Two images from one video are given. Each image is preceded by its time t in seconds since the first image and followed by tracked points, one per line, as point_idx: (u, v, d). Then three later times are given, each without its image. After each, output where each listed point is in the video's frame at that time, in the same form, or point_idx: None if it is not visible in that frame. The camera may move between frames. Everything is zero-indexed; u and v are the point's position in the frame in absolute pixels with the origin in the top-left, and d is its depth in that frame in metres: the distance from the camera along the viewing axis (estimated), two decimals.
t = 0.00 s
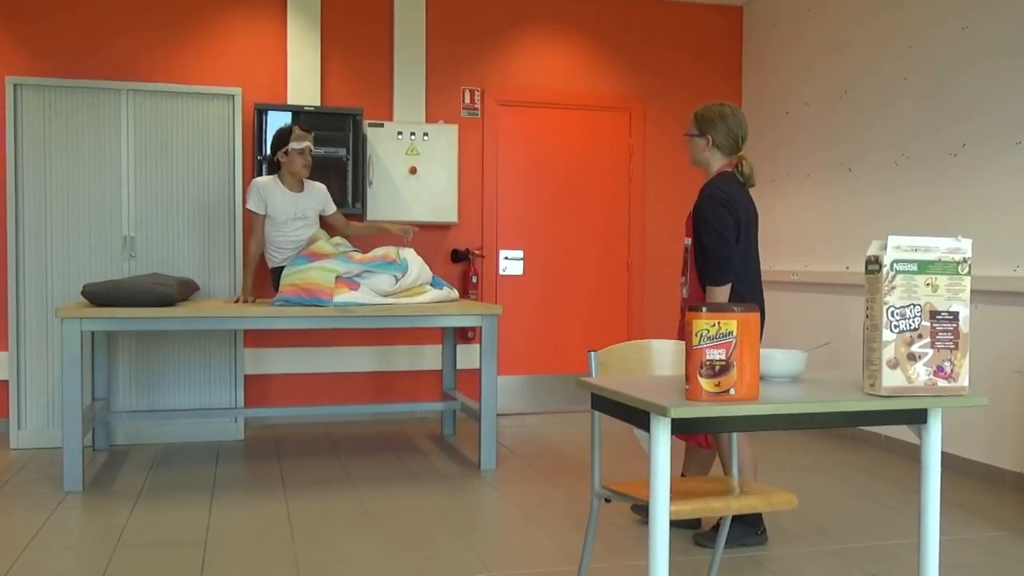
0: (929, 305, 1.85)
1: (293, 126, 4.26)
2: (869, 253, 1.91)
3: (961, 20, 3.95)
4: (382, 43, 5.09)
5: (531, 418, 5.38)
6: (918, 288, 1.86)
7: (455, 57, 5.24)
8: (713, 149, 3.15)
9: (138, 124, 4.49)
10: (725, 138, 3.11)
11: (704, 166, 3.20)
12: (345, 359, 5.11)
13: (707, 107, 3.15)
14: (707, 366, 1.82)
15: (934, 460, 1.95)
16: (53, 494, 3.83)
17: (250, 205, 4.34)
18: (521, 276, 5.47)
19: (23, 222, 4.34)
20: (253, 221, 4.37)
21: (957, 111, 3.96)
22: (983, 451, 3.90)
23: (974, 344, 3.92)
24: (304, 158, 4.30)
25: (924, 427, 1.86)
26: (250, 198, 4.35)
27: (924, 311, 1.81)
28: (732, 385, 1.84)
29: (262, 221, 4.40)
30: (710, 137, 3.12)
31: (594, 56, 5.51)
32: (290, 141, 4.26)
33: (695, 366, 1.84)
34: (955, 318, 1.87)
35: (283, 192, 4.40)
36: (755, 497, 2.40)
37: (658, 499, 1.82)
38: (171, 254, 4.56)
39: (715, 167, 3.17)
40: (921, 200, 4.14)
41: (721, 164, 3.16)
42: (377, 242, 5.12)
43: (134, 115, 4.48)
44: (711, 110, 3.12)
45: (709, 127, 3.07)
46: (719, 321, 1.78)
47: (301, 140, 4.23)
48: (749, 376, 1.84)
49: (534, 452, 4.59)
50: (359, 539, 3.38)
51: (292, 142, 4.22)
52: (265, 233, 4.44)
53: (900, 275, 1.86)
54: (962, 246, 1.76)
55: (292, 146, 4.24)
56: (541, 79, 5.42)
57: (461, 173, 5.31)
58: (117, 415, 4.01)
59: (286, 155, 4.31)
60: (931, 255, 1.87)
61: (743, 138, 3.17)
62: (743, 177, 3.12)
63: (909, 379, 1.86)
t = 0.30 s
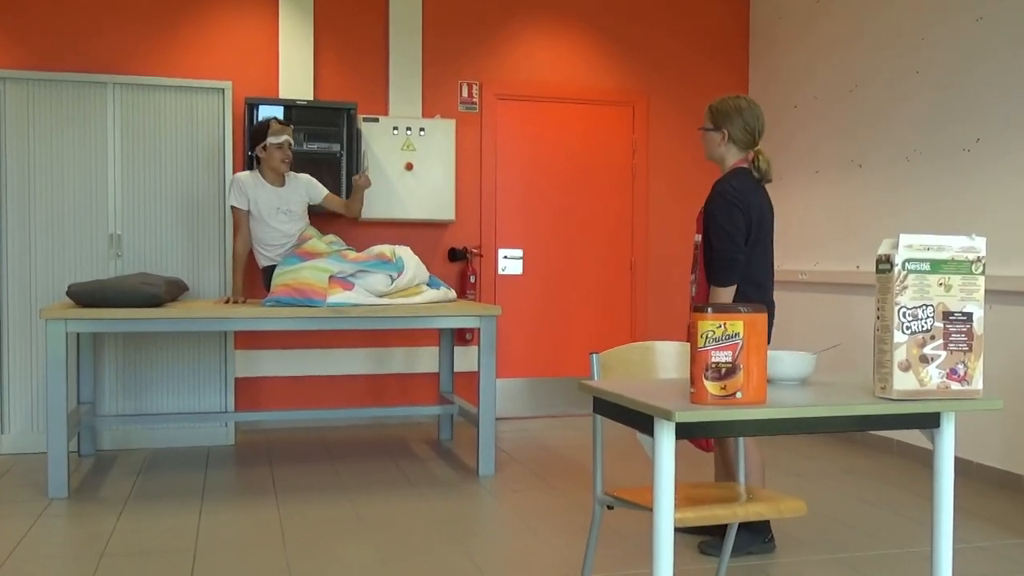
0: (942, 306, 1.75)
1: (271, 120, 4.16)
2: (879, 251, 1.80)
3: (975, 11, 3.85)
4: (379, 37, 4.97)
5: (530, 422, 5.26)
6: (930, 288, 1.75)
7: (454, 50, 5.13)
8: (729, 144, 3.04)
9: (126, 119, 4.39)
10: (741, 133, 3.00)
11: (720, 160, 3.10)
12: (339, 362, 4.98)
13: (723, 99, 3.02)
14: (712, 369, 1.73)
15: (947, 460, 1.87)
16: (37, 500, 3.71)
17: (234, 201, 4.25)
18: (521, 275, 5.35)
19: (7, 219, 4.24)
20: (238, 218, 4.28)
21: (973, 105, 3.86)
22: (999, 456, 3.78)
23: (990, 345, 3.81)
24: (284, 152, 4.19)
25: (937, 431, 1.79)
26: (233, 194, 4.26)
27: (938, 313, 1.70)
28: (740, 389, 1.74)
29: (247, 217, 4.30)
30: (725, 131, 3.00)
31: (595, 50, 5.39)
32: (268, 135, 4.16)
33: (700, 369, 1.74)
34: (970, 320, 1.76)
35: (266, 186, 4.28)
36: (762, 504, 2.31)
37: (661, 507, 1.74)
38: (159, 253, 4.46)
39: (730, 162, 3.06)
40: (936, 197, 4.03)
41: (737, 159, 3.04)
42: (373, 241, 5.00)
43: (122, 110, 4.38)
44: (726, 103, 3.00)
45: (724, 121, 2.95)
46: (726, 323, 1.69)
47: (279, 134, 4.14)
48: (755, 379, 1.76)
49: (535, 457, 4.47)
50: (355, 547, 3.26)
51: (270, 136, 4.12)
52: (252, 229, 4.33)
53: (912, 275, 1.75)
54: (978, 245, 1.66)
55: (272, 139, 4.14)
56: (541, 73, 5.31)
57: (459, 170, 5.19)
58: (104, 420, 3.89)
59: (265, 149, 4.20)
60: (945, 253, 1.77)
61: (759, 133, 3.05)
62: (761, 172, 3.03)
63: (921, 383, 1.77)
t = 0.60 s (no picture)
0: (955, 306, 1.69)
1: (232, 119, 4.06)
2: (889, 251, 1.75)
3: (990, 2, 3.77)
4: (376, 30, 4.87)
5: (530, 426, 5.16)
6: (942, 288, 1.70)
7: (453, 43, 5.03)
8: (741, 141, 2.94)
9: (115, 114, 4.30)
10: (755, 129, 2.91)
11: (731, 157, 3.00)
12: (335, 364, 4.88)
13: (735, 94, 2.94)
14: (718, 371, 1.66)
15: (959, 466, 1.79)
16: (23, 506, 3.60)
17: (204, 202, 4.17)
18: (522, 274, 5.25)
19: None
20: (214, 217, 4.20)
21: (987, 99, 3.77)
22: (1014, 461, 3.68)
23: (1004, 345, 3.72)
24: (247, 150, 4.09)
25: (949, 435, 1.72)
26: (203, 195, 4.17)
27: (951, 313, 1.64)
28: (746, 391, 1.67)
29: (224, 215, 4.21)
30: (739, 127, 2.91)
31: (596, 43, 5.29)
32: (230, 135, 4.05)
33: (706, 370, 1.66)
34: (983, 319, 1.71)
35: (235, 183, 4.17)
36: (768, 509, 2.21)
37: (665, 513, 1.67)
38: (149, 252, 4.36)
39: (743, 159, 2.96)
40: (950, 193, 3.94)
41: (751, 155, 2.95)
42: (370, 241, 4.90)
43: (110, 105, 4.29)
44: (738, 99, 2.90)
45: (738, 116, 2.85)
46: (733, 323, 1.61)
47: (242, 133, 4.04)
48: (762, 382, 1.69)
49: (536, 462, 4.37)
50: (352, 554, 3.15)
51: (232, 135, 4.01)
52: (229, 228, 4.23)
53: (923, 274, 1.69)
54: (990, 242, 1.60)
55: (233, 140, 4.04)
56: (541, 67, 5.21)
57: (458, 165, 5.09)
58: (92, 424, 3.78)
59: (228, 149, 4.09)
60: (956, 252, 1.71)
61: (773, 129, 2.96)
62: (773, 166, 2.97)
63: (933, 385, 1.71)
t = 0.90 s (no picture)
0: (969, 307, 1.62)
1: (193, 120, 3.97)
2: (902, 249, 1.69)
3: None
4: (374, 23, 4.77)
5: (530, 430, 5.06)
6: (956, 288, 1.64)
7: (452, 36, 4.92)
8: (750, 137, 2.83)
9: (102, 109, 4.19)
10: (765, 125, 2.80)
11: (741, 154, 2.89)
12: (331, 367, 4.78)
13: (744, 88, 2.84)
14: (725, 374, 1.59)
15: (971, 471, 1.73)
16: (8, 513, 3.49)
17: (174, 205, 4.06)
18: (522, 273, 5.14)
19: None
20: (189, 219, 4.09)
21: (1004, 93, 3.69)
22: None
23: (1021, 347, 3.62)
24: (212, 151, 3.99)
25: (963, 441, 1.70)
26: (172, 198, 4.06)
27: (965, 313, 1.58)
28: (754, 395, 1.60)
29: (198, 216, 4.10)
30: (749, 123, 2.80)
31: (598, 36, 5.18)
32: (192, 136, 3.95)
33: (712, 373, 1.60)
34: (998, 322, 1.65)
35: (203, 183, 4.07)
36: (776, 516, 2.13)
37: (670, 522, 1.61)
38: (137, 251, 4.25)
39: (753, 155, 2.86)
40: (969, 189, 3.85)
41: (760, 152, 2.85)
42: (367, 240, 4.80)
43: (97, 99, 4.18)
44: (748, 94, 2.80)
45: (749, 111, 2.75)
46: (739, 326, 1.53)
47: (204, 133, 3.94)
48: (771, 386, 1.61)
49: (537, 468, 4.26)
50: (348, 562, 3.05)
51: (194, 137, 3.92)
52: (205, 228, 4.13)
53: (937, 272, 1.62)
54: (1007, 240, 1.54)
55: (196, 140, 3.94)
56: (542, 60, 5.10)
57: (458, 162, 4.99)
58: (79, 428, 3.67)
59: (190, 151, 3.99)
60: (971, 251, 1.65)
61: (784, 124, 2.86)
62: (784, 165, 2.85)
63: (946, 388, 1.65)
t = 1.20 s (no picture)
0: (982, 307, 1.60)
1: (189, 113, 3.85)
2: (914, 250, 1.67)
3: None
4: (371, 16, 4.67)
5: (530, 434, 4.96)
6: (969, 288, 1.61)
7: (450, 28, 4.82)
8: (758, 132, 2.74)
9: (89, 104, 4.10)
10: (773, 120, 2.70)
11: (748, 151, 2.80)
12: (328, 369, 4.68)
13: (751, 83, 2.73)
14: (732, 376, 1.53)
15: (986, 476, 1.68)
16: None
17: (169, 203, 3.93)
18: (523, 272, 5.04)
19: None
20: (184, 218, 3.95)
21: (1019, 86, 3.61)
22: None
23: None
24: (207, 146, 3.87)
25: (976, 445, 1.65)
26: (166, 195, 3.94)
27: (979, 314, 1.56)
28: (761, 398, 1.54)
29: (193, 213, 3.96)
30: (756, 118, 2.70)
31: (599, 28, 5.08)
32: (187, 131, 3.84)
33: (718, 376, 1.54)
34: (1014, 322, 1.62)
35: (198, 178, 3.94)
36: (784, 522, 2.05)
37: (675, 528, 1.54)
38: (126, 250, 4.16)
39: (760, 152, 2.76)
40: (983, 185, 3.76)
41: (767, 148, 2.75)
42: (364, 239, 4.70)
43: (85, 93, 4.09)
44: (755, 88, 2.70)
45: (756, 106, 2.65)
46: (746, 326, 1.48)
47: (200, 128, 3.83)
48: (778, 388, 1.56)
49: (538, 473, 4.16)
50: (343, 570, 2.95)
51: (190, 131, 3.82)
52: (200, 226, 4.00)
53: (949, 273, 1.61)
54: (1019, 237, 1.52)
55: (191, 135, 3.83)
56: (542, 53, 5.00)
57: (457, 158, 4.90)
58: (66, 432, 3.58)
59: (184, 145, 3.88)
60: (984, 250, 1.62)
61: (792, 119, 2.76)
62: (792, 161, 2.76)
63: (959, 391, 1.62)
